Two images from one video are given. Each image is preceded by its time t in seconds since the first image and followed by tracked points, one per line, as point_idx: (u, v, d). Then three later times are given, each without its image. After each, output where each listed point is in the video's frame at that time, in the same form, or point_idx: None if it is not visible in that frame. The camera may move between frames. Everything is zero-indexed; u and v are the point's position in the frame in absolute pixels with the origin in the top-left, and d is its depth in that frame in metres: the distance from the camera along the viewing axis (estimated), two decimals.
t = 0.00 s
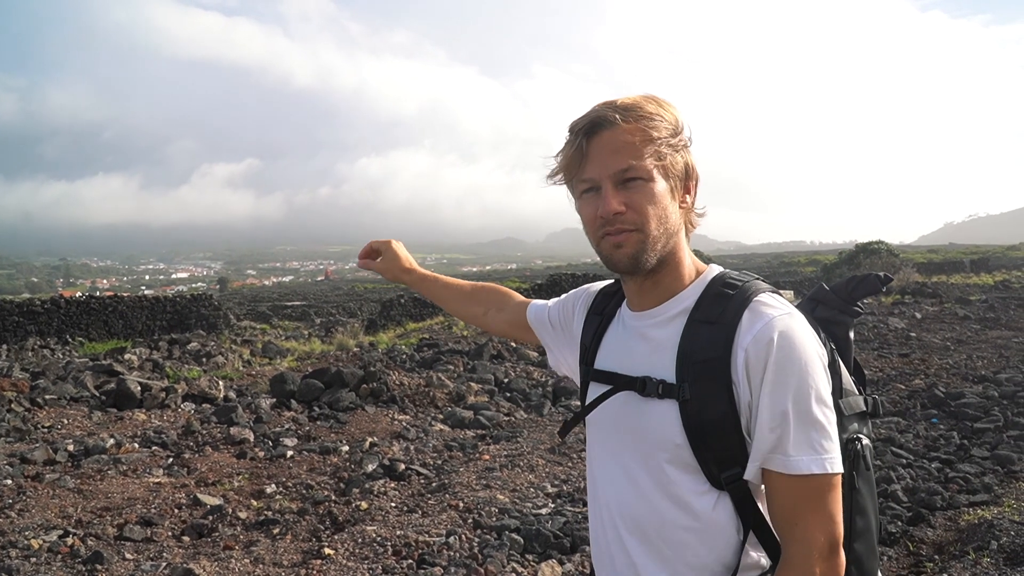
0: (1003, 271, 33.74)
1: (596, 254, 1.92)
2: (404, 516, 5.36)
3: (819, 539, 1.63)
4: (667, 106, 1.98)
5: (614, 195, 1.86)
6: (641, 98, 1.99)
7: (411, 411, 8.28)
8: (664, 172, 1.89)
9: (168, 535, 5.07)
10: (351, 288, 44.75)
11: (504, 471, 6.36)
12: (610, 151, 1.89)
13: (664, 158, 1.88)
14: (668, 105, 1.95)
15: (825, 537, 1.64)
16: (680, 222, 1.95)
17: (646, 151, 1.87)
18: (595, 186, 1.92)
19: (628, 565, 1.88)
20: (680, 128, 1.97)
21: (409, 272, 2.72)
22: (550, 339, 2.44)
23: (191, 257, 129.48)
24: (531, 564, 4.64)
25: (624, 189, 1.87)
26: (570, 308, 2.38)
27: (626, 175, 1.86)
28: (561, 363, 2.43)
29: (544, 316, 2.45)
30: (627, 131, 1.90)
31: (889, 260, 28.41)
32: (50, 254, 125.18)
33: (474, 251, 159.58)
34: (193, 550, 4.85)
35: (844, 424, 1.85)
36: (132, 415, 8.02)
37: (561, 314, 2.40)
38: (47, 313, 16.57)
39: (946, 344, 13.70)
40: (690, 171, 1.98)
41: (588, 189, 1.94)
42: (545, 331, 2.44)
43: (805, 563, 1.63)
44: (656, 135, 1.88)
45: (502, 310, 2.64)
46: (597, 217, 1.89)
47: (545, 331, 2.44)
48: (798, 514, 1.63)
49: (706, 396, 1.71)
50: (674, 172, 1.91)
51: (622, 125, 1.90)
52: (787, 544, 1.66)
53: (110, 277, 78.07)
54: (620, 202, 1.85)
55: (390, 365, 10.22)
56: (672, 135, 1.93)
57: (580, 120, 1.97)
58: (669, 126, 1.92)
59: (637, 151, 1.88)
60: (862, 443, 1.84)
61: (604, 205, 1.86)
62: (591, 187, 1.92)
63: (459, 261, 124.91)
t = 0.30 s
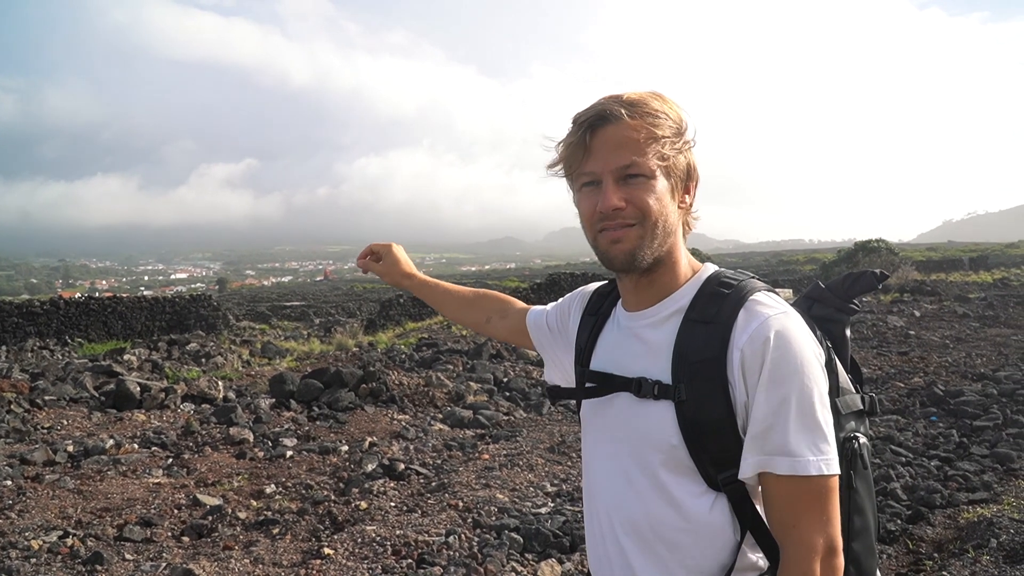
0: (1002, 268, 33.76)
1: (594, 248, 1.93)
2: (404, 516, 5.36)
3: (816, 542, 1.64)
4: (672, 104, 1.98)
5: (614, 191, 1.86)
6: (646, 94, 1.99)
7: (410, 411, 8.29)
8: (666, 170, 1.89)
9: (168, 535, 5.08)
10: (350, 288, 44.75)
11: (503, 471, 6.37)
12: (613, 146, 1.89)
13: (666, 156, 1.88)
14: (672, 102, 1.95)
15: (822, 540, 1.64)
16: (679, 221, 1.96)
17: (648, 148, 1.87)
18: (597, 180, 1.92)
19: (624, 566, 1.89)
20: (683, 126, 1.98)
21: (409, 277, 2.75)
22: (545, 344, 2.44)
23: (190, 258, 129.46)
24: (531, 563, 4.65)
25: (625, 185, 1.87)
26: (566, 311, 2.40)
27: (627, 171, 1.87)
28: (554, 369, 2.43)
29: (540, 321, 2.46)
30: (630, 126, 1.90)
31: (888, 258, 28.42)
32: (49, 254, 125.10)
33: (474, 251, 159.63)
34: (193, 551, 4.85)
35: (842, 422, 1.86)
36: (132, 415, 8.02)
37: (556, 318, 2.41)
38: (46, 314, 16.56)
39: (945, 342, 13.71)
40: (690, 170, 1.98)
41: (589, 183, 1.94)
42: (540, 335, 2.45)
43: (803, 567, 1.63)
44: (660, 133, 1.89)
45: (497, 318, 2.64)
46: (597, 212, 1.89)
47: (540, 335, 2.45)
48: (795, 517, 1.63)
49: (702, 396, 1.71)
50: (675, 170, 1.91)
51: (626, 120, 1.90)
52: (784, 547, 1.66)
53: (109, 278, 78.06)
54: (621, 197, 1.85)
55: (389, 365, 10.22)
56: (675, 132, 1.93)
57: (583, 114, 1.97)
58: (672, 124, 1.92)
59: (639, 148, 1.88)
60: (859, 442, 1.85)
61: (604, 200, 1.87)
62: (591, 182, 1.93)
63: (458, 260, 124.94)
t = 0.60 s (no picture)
0: (1001, 268, 33.76)
1: (594, 247, 1.92)
2: (403, 515, 5.35)
3: (821, 541, 1.63)
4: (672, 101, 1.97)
5: (614, 189, 1.86)
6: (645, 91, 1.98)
7: (409, 410, 8.28)
8: (666, 168, 1.88)
9: (166, 534, 5.07)
10: (351, 287, 44.67)
11: (503, 470, 6.36)
12: (612, 145, 1.88)
13: (667, 154, 1.87)
14: (671, 99, 1.94)
15: (827, 539, 1.63)
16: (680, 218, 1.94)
17: (647, 146, 1.86)
18: (596, 179, 1.91)
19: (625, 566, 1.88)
20: (683, 123, 1.97)
21: (402, 279, 2.75)
22: (544, 345, 2.42)
23: (190, 256, 129.48)
24: (530, 562, 4.64)
25: (624, 184, 1.86)
26: (565, 310, 2.39)
27: (627, 170, 1.86)
28: (553, 368, 2.41)
29: (539, 321, 2.45)
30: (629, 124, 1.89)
31: (888, 257, 28.41)
32: (48, 252, 125.03)
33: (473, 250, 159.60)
34: (191, 550, 4.85)
35: (842, 422, 1.85)
36: (131, 414, 8.01)
37: (555, 318, 2.41)
38: (45, 312, 16.57)
39: (944, 341, 13.71)
40: (691, 168, 1.97)
41: (588, 182, 1.94)
42: (538, 336, 2.44)
43: (807, 566, 1.63)
44: (660, 130, 1.88)
45: (493, 318, 2.63)
46: (597, 211, 1.88)
47: (539, 335, 2.44)
48: (799, 516, 1.63)
49: (707, 395, 1.70)
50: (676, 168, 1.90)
51: (625, 118, 1.89)
52: (788, 545, 1.66)
53: (109, 277, 78.07)
54: (621, 196, 1.84)
55: (389, 363, 10.22)
56: (675, 129, 1.92)
57: (582, 112, 1.96)
58: (672, 121, 1.91)
59: (638, 146, 1.87)
60: (858, 442, 1.84)
61: (605, 198, 1.86)
62: (591, 180, 1.91)
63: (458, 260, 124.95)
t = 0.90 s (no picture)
0: (1001, 270, 33.75)
1: (606, 249, 1.91)
2: (402, 514, 5.36)
3: (826, 543, 1.63)
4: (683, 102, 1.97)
5: (627, 190, 1.85)
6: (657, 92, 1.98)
7: (409, 408, 8.28)
8: (678, 170, 1.88)
9: (165, 531, 5.07)
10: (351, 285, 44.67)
11: (502, 469, 6.36)
12: (624, 146, 1.88)
13: (679, 155, 1.87)
14: (683, 100, 1.94)
15: (832, 541, 1.63)
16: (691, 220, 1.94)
17: (659, 148, 1.86)
18: (608, 180, 1.91)
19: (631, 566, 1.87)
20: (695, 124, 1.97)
21: (402, 277, 2.73)
22: (549, 344, 2.42)
23: (190, 254, 129.50)
24: (529, 562, 4.64)
25: (636, 185, 1.85)
26: (571, 310, 2.39)
27: (640, 171, 1.85)
28: (556, 367, 2.40)
29: (544, 321, 2.45)
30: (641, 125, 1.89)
31: (889, 258, 28.39)
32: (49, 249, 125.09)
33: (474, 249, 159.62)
34: (190, 547, 4.85)
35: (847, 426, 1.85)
36: (130, 411, 8.01)
37: (561, 319, 2.41)
38: (45, 309, 16.59)
39: (944, 343, 13.71)
40: (702, 169, 1.97)
41: (600, 183, 1.93)
42: (543, 336, 2.44)
43: (813, 568, 1.63)
44: (672, 131, 1.88)
45: (496, 318, 2.63)
46: (609, 212, 1.87)
47: (544, 334, 2.43)
48: (806, 518, 1.63)
49: (717, 397, 1.70)
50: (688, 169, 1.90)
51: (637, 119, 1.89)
52: (794, 546, 1.66)
53: (109, 274, 78.11)
54: (633, 197, 1.83)
55: (388, 362, 10.23)
56: (687, 131, 1.92)
57: (593, 113, 1.96)
58: (684, 122, 1.91)
59: (650, 148, 1.87)
60: (863, 445, 1.85)
61: (617, 200, 1.85)
62: (603, 181, 1.91)
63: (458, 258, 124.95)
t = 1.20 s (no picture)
0: (1002, 272, 33.71)
1: (610, 252, 1.93)
2: (403, 514, 5.36)
3: (837, 545, 1.63)
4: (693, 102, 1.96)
5: (627, 196, 1.85)
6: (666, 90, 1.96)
7: (410, 408, 8.28)
8: (681, 172, 1.87)
9: (166, 531, 5.07)
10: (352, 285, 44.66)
11: (503, 469, 6.36)
12: (626, 150, 1.88)
13: (682, 158, 1.86)
14: (689, 100, 1.92)
15: (843, 542, 1.63)
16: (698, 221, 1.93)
17: (661, 150, 1.85)
18: (611, 184, 1.92)
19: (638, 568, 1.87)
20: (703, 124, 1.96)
21: (413, 279, 2.74)
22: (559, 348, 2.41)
23: (191, 254, 129.57)
24: (529, 562, 4.64)
25: (638, 189, 1.86)
26: (580, 311, 2.39)
27: (641, 174, 1.85)
28: (564, 369, 2.40)
29: (554, 325, 2.44)
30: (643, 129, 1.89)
31: (890, 260, 28.36)
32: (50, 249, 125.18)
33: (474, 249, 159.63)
34: (190, 547, 4.85)
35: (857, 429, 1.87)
36: (131, 410, 8.01)
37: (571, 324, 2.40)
38: (47, 308, 16.62)
39: (945, 345, 13.69)
40: (709, 169, 1.95)
41: (604, 187, 1.94)
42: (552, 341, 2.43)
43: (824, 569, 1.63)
44: (675, 133, 1.86)
45: (506, 318, 2.62)
46: (611, 215, 1.89)
47: (552, 338, 2.43)
48: (818, 519, 1.63)
49: (727, 398, 1.70)
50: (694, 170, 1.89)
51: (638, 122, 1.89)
52: (804, 548, 1.66)
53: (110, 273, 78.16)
54: (633, 203, 1.84)
55: (389, 362, 10.24)
56: (692, 131, 1.91)
57: (598, 117, 1.96)
58: (688, 122, 1.90)
59: (652, 151, 1.86)
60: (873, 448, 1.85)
61: (618, 204, 1.86)
62: (605, 186, 1.92)
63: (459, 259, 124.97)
